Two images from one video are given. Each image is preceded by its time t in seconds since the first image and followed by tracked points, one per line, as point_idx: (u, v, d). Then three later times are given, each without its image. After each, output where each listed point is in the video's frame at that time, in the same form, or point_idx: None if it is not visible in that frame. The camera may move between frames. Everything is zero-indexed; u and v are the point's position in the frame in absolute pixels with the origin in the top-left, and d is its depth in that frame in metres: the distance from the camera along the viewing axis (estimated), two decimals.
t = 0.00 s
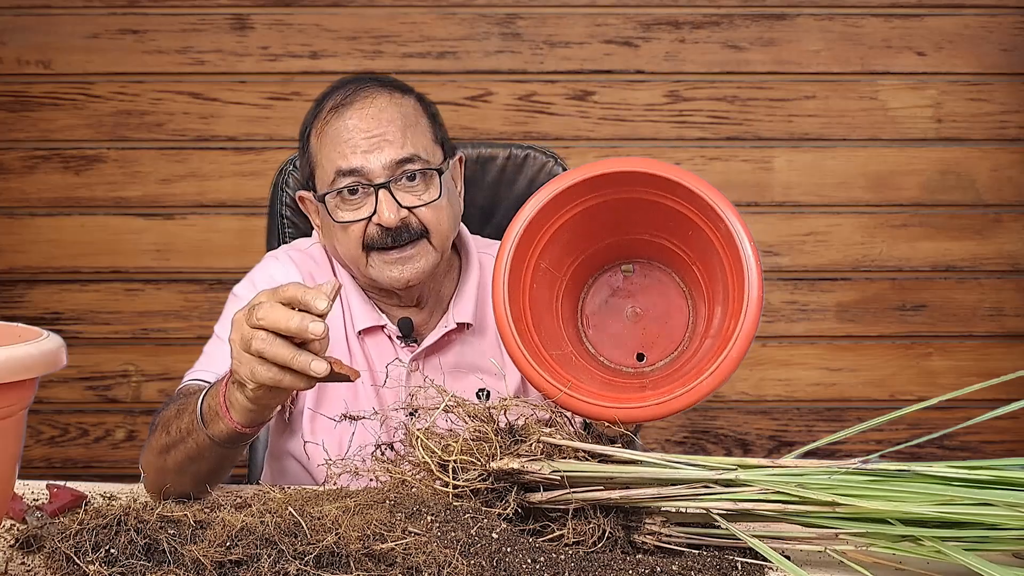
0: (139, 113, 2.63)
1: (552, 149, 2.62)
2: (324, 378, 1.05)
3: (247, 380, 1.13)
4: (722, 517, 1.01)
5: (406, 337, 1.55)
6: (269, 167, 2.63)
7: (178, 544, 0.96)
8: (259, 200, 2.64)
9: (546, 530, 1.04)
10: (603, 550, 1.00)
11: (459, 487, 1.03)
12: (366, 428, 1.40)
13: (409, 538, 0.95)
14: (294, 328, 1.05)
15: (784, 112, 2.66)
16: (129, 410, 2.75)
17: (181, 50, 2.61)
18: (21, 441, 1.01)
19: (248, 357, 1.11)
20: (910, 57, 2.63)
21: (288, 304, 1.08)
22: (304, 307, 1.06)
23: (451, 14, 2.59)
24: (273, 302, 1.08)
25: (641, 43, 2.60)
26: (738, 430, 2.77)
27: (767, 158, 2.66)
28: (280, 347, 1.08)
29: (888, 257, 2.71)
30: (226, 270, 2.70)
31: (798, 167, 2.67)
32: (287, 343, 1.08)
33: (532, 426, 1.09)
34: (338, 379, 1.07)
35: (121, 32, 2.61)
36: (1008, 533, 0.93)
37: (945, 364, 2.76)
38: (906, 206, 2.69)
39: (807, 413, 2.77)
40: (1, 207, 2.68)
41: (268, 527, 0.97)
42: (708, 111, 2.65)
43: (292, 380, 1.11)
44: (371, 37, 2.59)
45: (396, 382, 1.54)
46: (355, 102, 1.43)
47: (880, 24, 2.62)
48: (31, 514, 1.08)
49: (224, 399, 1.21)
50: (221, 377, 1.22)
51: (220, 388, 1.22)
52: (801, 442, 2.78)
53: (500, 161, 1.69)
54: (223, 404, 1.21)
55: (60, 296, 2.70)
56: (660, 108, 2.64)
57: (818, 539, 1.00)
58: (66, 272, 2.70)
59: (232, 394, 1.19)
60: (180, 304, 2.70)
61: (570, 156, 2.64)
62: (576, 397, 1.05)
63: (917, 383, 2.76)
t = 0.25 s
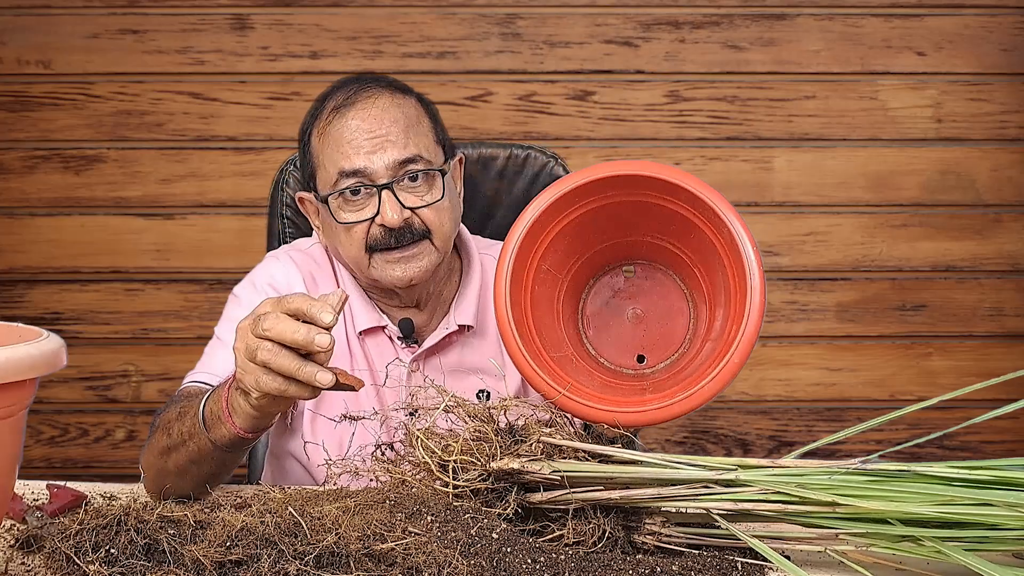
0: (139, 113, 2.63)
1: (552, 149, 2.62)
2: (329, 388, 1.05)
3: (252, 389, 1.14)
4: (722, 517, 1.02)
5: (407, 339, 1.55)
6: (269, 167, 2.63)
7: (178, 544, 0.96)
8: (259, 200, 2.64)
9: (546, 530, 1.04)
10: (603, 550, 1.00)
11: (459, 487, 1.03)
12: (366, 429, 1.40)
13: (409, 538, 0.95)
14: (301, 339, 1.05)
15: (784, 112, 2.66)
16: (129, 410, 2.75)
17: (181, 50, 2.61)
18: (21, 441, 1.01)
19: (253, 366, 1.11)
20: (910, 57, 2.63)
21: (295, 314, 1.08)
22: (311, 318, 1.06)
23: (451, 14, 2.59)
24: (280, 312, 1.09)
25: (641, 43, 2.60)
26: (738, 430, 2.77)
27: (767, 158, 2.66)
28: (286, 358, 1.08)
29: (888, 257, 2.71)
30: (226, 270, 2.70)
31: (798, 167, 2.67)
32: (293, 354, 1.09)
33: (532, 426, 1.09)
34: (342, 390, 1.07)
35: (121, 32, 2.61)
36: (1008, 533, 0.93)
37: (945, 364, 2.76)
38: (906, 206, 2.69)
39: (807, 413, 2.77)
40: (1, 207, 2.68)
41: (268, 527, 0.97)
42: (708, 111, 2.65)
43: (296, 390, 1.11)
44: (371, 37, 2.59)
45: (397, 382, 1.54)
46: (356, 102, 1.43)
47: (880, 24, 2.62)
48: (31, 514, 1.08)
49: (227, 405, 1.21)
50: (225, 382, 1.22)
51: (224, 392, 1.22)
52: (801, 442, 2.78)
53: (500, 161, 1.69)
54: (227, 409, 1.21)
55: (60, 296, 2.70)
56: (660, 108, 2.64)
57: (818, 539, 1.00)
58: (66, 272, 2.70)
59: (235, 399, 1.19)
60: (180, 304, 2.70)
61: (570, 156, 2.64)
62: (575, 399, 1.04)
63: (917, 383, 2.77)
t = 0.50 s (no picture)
0: (139, 113, 2.63)
1: (552, 149, 2.62)
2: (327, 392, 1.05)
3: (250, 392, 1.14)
4: (722, 517, 1.01)
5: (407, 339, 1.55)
6: (269, 167, 2.63)
7: (178, 543, 0.96)
8: (259, 200, 2.64)
9: (546, 530, 1.04)
10: (603, 550, 1.00)
11: (459, 487, 1.03)
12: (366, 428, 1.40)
13: (409, 538, 0.95)
14: (298, 343, 1.05)
15: (784, 112, 2.66)
16: (129, 410, 2.75)
17: (180, 50, 2.61)
18: (21, 441, 1.00)
19: (252, 368, 1.11)
20: (910, 56, 2.63)
21: (292, 317, 1.08)
22: (308, 320, 1.06)
23: (451, 14, 2.59)
24: (277, 315, 1.08)
25: (641, 43, 2.60)
26: (738, 430, 2.77)
27: (767, 158, 2.66)
28: (285, 362, 1.08)
29: (888, 257, 2.71)
30: (226, 270, 2.69)
31: (798, 167, 2.67)
32: (292, 357, 1.09)
33: (532, 426, 1.09)
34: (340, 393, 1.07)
35: (121, 32, 2.61)
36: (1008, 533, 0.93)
37: (945, 364, 2.76)
38: (906, 206, 2.69)
39: (807, 413, 2.77)
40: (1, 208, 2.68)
41: (268, 527, 0.97)
42: (708, 111, 2.65)
43: (295, 393, 1.11)
44: (371, 37, 2.59)
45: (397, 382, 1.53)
46: (359, 101, 1.43)
47: (880, 24, 2.62)
48: (31, 514, 1.07)
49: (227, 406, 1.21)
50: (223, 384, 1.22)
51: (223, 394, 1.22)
52: (801, 442, 2.78)
53: (500, 160, 1.69)
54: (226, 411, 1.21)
55: (60, 296, 2.70)
56: (660, 108, 2.64)
57: (817, 539, 1.00)
58: (66, 272, 2.70)
59: (234, 401, 1.19)
60: (180, 304, 2.70)
61: (570, 156, 2.64)
62: (575, 400, 1.05)
63: (917, 383, 2.76)
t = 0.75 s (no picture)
0: (139, 113, 2.63)
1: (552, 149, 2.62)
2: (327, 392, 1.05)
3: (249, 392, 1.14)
4: (722, 517, 1.02)
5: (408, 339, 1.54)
6: (269, 167, 2.63)
7: (178, 543, 0.96)
8: (259, 200, 2.64)
9: (546, 530, 1.04)
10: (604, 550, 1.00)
11: (459, 487, 1.03)
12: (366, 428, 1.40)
13: (409, 538, 0.95)
14: (296, 343, 1.05)
15: (784, 112, 2.66)
16: (129, 410, 2.75)
17: (180, 50, 2.61)
18: (21, 441, 1.00)
19: (250, 370, 1.12)
20: (910, 56, 2.63)
21: (291, 318, 1.08)
22: (307, 321, 1.06)
23: (451, 14, 2.59)
24: (275, 316, 1.08)
25: (641, 43, 2.60)
26: (738, 430, 2.77)
27: (767, 158, 2.66)
28: (284, 363, 1.08)
29: (888, 257, 2.71)
30: (226, 270, 2.69)
31: (798, 167, 2.67)
32: (290, 358, 1.09)
33: (532, 426, 1.09)
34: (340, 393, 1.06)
35: (121, 32, 2.62)
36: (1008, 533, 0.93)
37: (945, 364, 2.76)
38: (906, 206, 2.69)
39: (807, 414, 2.77)
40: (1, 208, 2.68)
41: (268, 527, 0.97)
42: (708, 111, 2.65)
43: (294, 393, 1.11)
44: (371, 37, 2.59)
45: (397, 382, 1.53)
46: (361, 98, 1.43)
47: (880, 24, 2.62)
48: (31, 513, 1.07)
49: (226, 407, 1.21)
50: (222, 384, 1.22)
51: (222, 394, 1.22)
52: (801, 442, 2.78)
53: (500, 160, 1.69)
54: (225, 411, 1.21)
55: (60, 296, 2.70)
56: (660, 108, 2.64)
57: (818, 539, 1.00)
58: (66, 272, 2.70)
59: (232, 401, 1.19)
60: (180, 304, 2.70)
61: (570, 156, 2.64)
62: (576, 403, 1.05)
63: (917, 383, 2.76)
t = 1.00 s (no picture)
0: (139, 113, 2.63)
1: (552, 149, 2.62)
2: (305, 382, 1.05)
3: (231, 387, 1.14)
4: (722, 517, 1.02)
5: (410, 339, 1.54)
6: (270, 167, 2.63)
7: (178, 543, 0.96)
8: (259, 200, 2.64)
9: (546, 530, 1.04)
10: (604, 550, 1.00)
11: (459, 487, 1.03)
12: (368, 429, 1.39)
13: (409, 538, 0.95)
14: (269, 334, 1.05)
15: (784, 112, 2.66)
16: (129, 410, 2.75)
17: (181, 50, 2.61)
18: (21, 441, 1.00)
19: (230, 365, 1.12)
20: (910, 56, 2.63)
21: (264, 309, 1.08)
22: (281, 313, 1.06)
23: (451, 14, 2.59)
24: (248, 309, 1.08)
25: (641, 43, 2.60)
26: (738, 430, 2.77)
27: (767, 158, 2.66)
28: (258, 355, 1.08)
29: (888, 257, 2.71)
30: (226, 270, 2.69)
31: (798, 167, 2.67)
32: (266, 349, 1.08)
33: (532, 426, 1.09)
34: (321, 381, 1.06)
35: (121, 32, 2.62)
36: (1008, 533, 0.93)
37: (945, 364, 2.76)
38: (906, 206, 2.69)
39: (807, 413, 2.77)
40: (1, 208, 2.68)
41: (268, 527, 0.97)
42: (708, 111, 2.65)
43: (273, 386, 1.11)
44: (371, 37, 2.59)
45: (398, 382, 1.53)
46: (363, 96, 1.43)
47: (880, 24, 2.62)
48: (31, 513, 1.07)
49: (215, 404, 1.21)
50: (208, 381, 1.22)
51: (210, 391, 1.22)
52: (801, 442, 2.78)
53: (500, 161, 1.69)
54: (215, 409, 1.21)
55: (60, 296, 2.70)
56: (660, 108, 2.64)
57: (818, 539, 1.00)
58: (66, 272, 2.70)
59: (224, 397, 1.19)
60: (180, 304, 2.70)
61: (569, 156, 2.64)
62: (573, 409, 1.05)
63: (917, 383, 2.76)
